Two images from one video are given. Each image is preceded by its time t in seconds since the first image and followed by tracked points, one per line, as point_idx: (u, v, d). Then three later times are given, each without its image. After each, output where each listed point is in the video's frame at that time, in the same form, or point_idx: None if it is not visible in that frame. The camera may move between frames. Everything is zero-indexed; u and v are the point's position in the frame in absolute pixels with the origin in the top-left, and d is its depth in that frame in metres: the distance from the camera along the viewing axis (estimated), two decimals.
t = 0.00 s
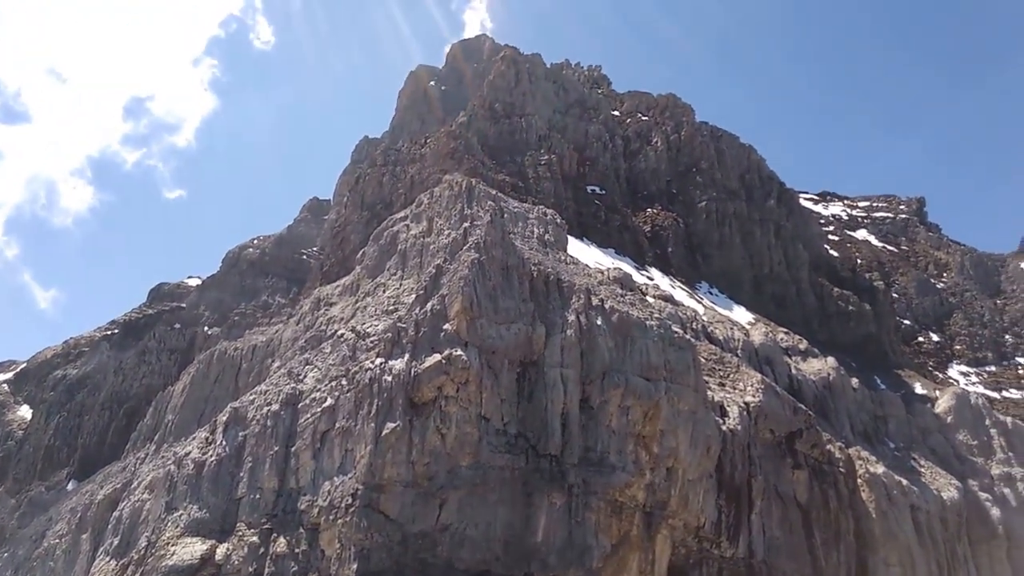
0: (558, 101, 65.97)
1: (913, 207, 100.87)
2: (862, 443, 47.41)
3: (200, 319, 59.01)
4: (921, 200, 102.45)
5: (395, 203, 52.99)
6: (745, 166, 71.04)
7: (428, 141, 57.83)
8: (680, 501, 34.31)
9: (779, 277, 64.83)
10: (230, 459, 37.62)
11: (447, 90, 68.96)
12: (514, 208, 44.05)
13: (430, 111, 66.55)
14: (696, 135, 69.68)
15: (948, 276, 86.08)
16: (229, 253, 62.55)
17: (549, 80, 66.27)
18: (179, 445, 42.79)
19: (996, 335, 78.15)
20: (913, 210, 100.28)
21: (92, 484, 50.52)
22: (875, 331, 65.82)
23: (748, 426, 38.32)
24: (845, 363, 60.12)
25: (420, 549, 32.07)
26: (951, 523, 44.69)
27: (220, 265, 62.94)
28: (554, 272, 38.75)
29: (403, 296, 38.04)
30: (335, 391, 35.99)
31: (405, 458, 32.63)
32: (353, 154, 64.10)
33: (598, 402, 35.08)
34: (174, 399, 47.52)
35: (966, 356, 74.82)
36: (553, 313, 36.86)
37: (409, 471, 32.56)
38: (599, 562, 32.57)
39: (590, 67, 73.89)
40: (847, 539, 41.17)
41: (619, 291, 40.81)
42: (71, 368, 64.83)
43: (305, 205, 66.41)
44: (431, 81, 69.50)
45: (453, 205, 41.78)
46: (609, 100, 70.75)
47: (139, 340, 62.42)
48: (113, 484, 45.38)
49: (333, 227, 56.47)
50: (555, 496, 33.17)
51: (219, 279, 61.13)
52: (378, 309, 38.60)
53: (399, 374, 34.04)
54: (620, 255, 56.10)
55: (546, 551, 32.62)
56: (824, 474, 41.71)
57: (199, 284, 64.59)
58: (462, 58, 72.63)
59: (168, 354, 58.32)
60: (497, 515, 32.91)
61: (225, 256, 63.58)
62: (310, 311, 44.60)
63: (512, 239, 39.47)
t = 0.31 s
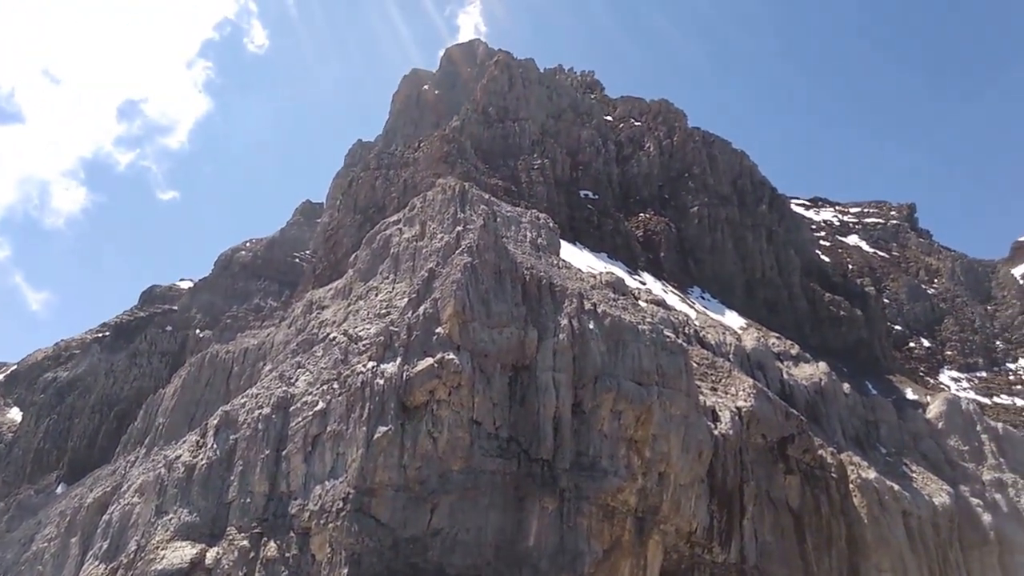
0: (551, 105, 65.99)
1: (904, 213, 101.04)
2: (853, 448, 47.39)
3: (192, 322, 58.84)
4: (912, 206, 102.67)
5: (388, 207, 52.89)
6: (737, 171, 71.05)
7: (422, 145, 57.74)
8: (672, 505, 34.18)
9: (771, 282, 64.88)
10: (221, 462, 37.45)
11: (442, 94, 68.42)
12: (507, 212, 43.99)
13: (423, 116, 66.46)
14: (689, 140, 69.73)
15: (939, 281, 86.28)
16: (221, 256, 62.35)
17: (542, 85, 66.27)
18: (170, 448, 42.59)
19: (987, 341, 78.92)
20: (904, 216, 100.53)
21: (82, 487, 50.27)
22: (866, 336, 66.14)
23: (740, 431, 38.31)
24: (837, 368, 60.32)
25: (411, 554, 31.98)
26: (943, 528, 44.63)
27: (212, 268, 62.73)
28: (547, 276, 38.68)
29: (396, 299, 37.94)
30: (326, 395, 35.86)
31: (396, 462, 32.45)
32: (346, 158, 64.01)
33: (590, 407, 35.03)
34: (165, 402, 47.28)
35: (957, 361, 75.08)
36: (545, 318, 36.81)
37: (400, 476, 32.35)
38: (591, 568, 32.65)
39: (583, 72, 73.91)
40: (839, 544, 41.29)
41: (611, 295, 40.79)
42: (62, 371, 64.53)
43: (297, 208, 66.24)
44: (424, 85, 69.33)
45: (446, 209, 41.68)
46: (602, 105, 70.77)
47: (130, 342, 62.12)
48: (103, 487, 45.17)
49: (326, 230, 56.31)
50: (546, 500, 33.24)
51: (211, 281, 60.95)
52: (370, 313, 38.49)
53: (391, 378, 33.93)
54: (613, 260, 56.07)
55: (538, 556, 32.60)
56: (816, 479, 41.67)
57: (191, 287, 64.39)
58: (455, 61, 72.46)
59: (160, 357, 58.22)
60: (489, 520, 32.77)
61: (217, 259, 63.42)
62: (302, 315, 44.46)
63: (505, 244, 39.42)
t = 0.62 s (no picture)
0: (544, 107, 66.05)
1: (895, 217, 101.29)
2: (844, 451, 47.48)
3: (183, 322, 58.72)
4: (904, 209, 102.93)
5: (380, 208, 52.84)
6: (729, 174, 71.12)
7: (414, 146, 57.70)
8: (664, 508, 34.26)
9: (762, 285, 65.01)
10: (212, 463, 37.36)
11: (434, 95, 68.49)
12: (499, 214, 43.99)
13: (415, 117, 66.40)
14: (681, 143, 69.83)
15: (930, 285, 86.54)
16: (213, 256, 62.21)
17: (535, 87, 66.30)
18: (160, 449, 42.46)
19: (978, 344, 79.36)
20: (895, 220, 100.79)
21: (72, 487, 50.07)
22: (857, 339, 66.44)
23: (731, 434, 38.36)
24: (828, 370, 60.41)
25: (401, 555, 31.91)
26: (933, 532, 44.91)
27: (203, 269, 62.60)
28: (539, 278, 38.68)
29: (387, 300, 37.90)
30: (317, 396, 35.80)
31: (387, 464, 32.43)
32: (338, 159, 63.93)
33: (581, 409, 35.03)
34: (156, 403, 47.15)
35: (948, 364, 75.32)
36: (537, 320, 36.82)
37: (391, 477, 32.34)
38: (581, 570, 32.57)
39: (575, 75, 73.96)
40: (830, 547, 41.30)
41: (603, 297, 40.82)
42: (52, 370, 64.27)
43: (289, 209, 66.14)
44: (417, 87, 69.28)
45: (438, 210, 41.65)
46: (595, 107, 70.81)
47: (121, 342, 61.90)
48: (93, 487, 45.03)
49: (318, 231, 56.23)
50: (537, 502, 33.24)
51: (203, 282, 60.81)
52: (362, 313, 38.44)
53: (382, 379, 33.90)
54: (604, 261, 56.06)
55: (528, 558, 32.58)
56: (807, 482, 41.75)
57: (182, 287, 64.22)
58: (449, 63, 72.45)
59: (151, 357, 58.10)
60: (480, 521, 32.72)
61: (209, 259, 63.27)
62: (294, 315, 44.38)
63: (497, 245, 39.40)
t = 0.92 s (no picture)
0: (536, 108, 66.14)
1: (887, 219, 101.58)
2: (835, 453, 47.63)
3: (174, 322, 58.62)
4: (895, 212, 103.22)
5: (372, 208, 52.83)
6: (721, 176, 71.23)
7: (406, 147, 57.68)
8: (653, 509, 34.41)
9: (753, 286, 65.18)
10: (202, 463, 37.31)
11: (426, 96, 68.46)
12: (491, 214, 44.04)
13: (407, 117, 66.38)
14: (672, 144, 69.96)
15: (921, 287, 86.85)
16: (204, 255, 62.10)
17: (527, 88, 66.36)
18: (150, 448, 42.38)
19: (968, 347, 79.84)
20: (886, 222, 101.08)
21: (62, 487, 49.93)
22: (848, 341, 66.70)
23: (722, 435, 38.47)
24: (819, 373, 60.58)
25: (392, 556, 31.83)
26: (923, 534, 45.07)
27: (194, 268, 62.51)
28: (530, 279, 38.71)
29: (378, 301, 37.90)
30: (308, 396, 35.78)
31: (378, 464, 32.44)
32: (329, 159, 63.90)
33: (572, 410, 35.08)
34: (146, 403, 47.05)
35: (938, 367, 75.62)
36: (528, 320, 36.86)
37: (382, 478, 32.36)
38: (571, 571, 32.62)
39: (567, 76, 74.03)
40: (820, 549, 41.37)
41: (594, 298, 40.90)
42: (42, 370, 64.07)
43: (281, 209, 66.06)
44: (409, 88, 69.26)
45: (429, 210, 41.65)
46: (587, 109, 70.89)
47: (111, 341, 61.72)
48: (84, 487, 44.94)
49: (309, 231, 56.19)
50: (528, 503, 33.26)
51: (194, 281, 60.71)
52: (353, 314, 38.44)
53: (373, 380, 33.90)
54: (595, 262, 56.12)
55: (518, 559, 32.61)
56: (796, 483, 41.88)
57: (173, 286, 64.09)
58: (442, 64, 72.45)
59: (141, 356, 58.03)
60: (470, 522, 32.75)
61: (200, 259, 63.17)
62: (285, 315, 44.34)
63: (489, 246, 39.43)
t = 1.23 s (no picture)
0: (527, 108, 66.19)
1: (877, 220, 101.85)
2: (825, 454, 47.80)
3: (164, 320, 58.50)
4: (885, 213, 103.51)
5: (363, 207, 52.80)
6: (712, 176, 71.31)
7: (397, 145, 57.67)
8: (643, 509, 34.63)
9: (744, 287, 65.36)
10: (191, 462, 37.28)
11: (417, 95, 68.39)
12: (482, 214, 44.06)
13: (398, 116, 66.33)
14: (664, 145, 70.02)
15: (911, 288, 87.16)
16: (194, 254, 61.98)
17: (518, 87, 66.38)
18: (140, 447, 42.30)
19: (957, 348, 80.22)
20: (877, 223, 101.36)
21: (51, 485, 49.80)
22: (838, 342, 66.91)
23: (711, 436, 38.58)
24: (809, 373, 60.76)
25: (381, 555, 31.81)
26: (912, 535, 45.24)
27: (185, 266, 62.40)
28: (520, 279, 38.74)
29: (369, 300, 37.89)
30: (298, 395, 35.77)
31: (368, 463, 32.46)
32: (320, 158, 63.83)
33: (562, 410, 35.14)
34: (135, 401, 46.94)
35: (928, 368, 75.96)
36: (519, 320, 36.90)
37: (371, 477, 32.37)
38: (561, 571, 32.69)
39: (559, 76, 74.07)
40: (809, 549, 41.50)
41: (585, 298, 40.97)
42: (32, 367, 63.84)
43: (272, 207, 65.97)
44: (401, 87, 69.23)
45: (420, 210, 41.63)
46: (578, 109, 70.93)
47: (101, 339, 61.53)
48: (73, 485, 44.85)
49: (300, 230, 56.12)
50: (517, 503, 33.23)
51: (184, 280, 60.59)
52: (344, 313, 38.41)
53: (363, 379, 33.91)
54: (586, 262, 56.19)
55: (508, 558, 32.64)
56: (786, 484, 42.01)
57: (164, 285, 63.93)
58: (433, 63, 72.41)
59: (131, 355, 57.94)
60: (460, 522, 32.77)
61: (190, 257, 63.04)
62: (275, 314, 44.28)
63: (479, 246, 39.44)
